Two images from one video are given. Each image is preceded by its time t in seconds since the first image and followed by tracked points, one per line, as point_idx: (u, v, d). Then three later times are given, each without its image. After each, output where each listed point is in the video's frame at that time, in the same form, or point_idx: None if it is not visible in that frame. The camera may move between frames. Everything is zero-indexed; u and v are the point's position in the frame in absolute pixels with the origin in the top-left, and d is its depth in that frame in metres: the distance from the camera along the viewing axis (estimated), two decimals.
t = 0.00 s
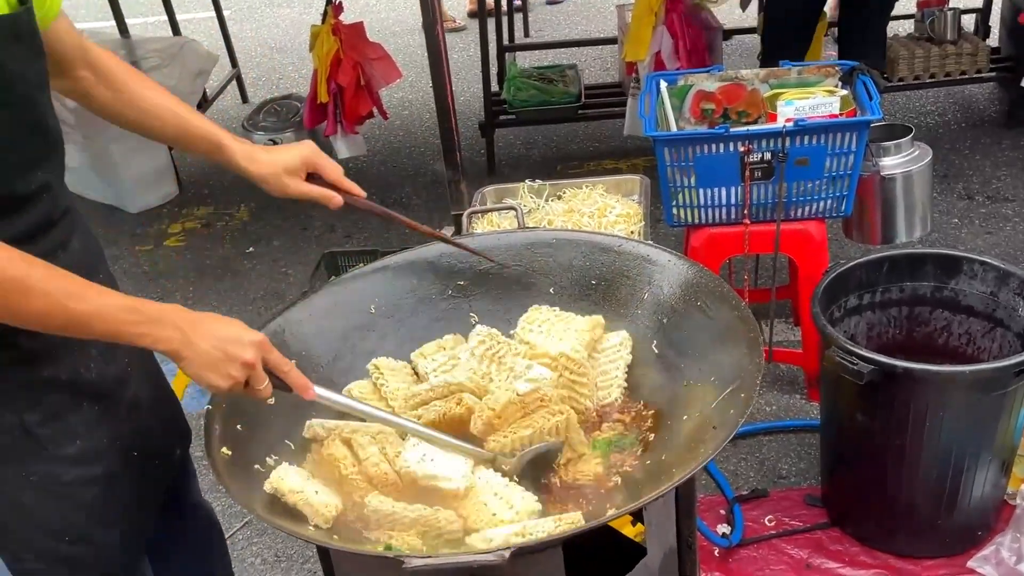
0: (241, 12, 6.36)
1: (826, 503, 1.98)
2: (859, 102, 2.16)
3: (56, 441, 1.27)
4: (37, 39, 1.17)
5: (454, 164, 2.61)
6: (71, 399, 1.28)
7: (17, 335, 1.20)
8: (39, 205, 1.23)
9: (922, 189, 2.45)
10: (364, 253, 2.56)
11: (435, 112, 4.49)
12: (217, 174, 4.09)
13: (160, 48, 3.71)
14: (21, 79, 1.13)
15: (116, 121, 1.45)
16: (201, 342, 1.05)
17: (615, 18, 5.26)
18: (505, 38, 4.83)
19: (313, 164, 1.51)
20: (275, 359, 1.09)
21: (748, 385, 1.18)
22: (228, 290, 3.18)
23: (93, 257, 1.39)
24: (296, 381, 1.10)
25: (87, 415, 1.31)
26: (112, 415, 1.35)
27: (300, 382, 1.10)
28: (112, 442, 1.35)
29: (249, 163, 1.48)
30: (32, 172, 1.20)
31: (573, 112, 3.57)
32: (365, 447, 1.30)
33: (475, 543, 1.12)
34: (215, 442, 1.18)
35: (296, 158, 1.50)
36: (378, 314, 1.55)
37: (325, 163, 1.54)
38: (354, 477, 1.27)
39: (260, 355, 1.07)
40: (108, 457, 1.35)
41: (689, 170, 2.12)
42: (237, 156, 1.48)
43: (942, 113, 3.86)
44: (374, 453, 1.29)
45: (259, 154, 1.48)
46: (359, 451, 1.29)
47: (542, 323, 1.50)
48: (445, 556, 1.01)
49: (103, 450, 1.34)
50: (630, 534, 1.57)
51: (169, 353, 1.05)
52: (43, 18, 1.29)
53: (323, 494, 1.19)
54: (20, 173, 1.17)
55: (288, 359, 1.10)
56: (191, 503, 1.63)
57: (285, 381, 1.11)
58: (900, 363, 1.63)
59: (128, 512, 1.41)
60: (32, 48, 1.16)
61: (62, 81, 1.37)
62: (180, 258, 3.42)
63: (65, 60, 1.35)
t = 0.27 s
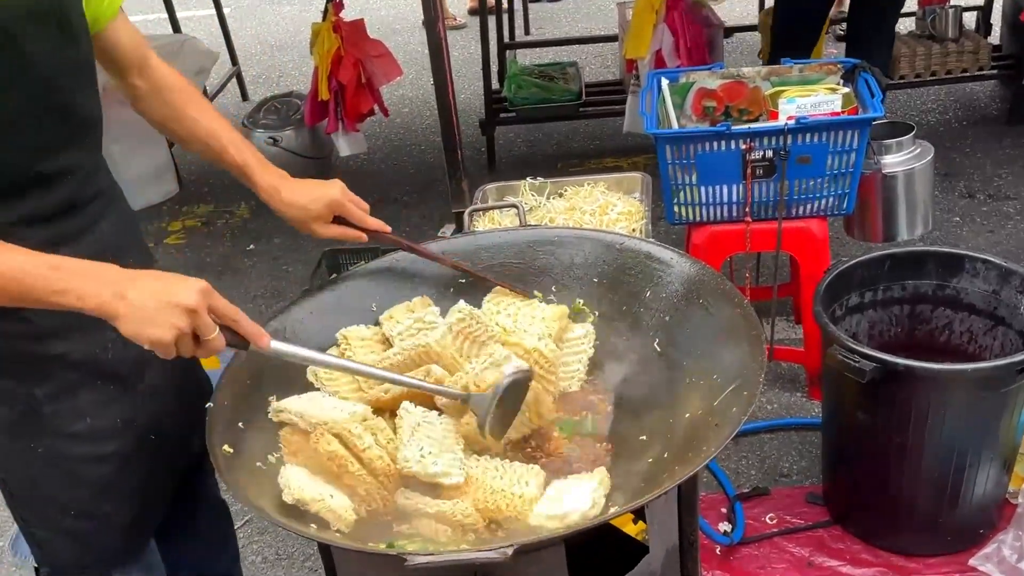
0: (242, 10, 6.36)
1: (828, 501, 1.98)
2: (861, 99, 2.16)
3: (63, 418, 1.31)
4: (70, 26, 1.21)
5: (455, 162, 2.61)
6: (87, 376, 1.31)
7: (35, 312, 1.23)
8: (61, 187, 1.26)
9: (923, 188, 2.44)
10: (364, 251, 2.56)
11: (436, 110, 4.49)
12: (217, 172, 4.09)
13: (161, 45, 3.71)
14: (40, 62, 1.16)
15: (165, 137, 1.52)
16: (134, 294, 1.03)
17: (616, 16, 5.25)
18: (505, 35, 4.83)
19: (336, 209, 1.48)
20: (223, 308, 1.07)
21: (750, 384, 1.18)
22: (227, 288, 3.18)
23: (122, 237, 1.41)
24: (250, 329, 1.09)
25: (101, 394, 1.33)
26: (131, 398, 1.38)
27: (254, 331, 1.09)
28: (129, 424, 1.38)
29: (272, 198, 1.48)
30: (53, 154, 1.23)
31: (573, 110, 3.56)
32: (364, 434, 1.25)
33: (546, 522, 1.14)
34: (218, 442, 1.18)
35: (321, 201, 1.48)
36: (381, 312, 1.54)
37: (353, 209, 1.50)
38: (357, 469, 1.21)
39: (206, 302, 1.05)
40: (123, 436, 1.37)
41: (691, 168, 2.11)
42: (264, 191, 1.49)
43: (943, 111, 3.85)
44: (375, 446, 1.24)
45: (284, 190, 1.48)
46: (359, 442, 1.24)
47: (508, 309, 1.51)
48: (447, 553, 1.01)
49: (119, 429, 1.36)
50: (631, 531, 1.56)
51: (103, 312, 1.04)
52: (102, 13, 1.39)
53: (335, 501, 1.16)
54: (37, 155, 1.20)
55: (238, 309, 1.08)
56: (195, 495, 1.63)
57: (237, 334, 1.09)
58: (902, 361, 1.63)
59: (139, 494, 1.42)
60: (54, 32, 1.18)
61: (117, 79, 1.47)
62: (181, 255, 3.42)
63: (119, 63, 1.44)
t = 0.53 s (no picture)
0: (242, 7, 6.35)
1: (829, 499, 1.97)
2: (863, 96, 2.16)
3: (86, 396, 1.30)
4: (97, 12, 1.20)
5: (457, 159, 2.61)
6: (111, 355, 1.30)
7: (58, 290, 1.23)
8: (89, 167, 1.25)
9: (926, 186, 2.44)
10: (366, 249, 2.55)
11: (437, 107, 4.48)
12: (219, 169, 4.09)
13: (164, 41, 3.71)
14: (68, 44, 1.16)
15: (139, 145, 1.51)
16: (142, 321, 1.01)
17: (617, 13, 5.25)
18: (507, 32, 4.83)
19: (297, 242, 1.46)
20: (228, 347, 1.03)
21: (755, 381, 1.18)
22: (229, 285, 3.18)
23: (150, 221, 1.40)
24: (254, 379, 1.04)
25: (126, 374, 1.33)
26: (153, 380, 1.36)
27: (259, 381, 1.04)
28: (151, 405, 1.36)
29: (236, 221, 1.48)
30: (83, 135, 1.22)
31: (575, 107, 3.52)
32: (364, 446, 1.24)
33: (601, 507, 1.16)
34: (219, 438, 1.18)
35: (283, 230, 1.46)
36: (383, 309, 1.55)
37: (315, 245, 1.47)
38: (352, 474, 1.20)
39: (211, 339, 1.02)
40: (145, 414, 1.35)
41: (693, 165, 2.11)
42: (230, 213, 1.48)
43: (945, 109, 3.85)
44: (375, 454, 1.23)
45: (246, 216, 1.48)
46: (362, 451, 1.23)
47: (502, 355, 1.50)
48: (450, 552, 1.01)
49: (139, 409, 1.34)
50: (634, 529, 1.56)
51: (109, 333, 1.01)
52: None
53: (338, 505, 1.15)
54: (67, 136, 1.20)
55: (244, 353, 1.04)
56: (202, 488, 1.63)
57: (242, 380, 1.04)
58: (905, 359, 1.63)
59: (160, 478, 1.41)
60: (83, 12, 1.18)
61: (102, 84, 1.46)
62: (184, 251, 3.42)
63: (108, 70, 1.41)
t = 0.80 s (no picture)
0: (243, 4, 6.35)
1: (831, 497, 1.98)
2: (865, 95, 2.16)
3: (89, 393, 1.29)
4: (104, 7, 1.19)
5: (460, 157, 2.61)
6: (114, 354, 1.29)
7: (63, 287, 1.22)
8: (96, 163, 1.24)
9: (928, 185, 2.44)
10: (368, 247, 2.55)
11: (439, 106, 4.48)
12: (221, 167, 4.09)
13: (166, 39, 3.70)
14: (78, 42, 1.15)
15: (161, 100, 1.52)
16: (213, 309, 1.05)
17: (619, 11, 5.24)
18: (508, 30, 4.82)
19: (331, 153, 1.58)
20: (287, 335, 1.09)
21: (758, 380, 1.18)
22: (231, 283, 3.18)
23: (155, 218, 1.39)
24: (307, 361, 1.10)
25: (129, 370, 1.31)
26: (156, 377, 1.35)
27: (310, 363, 1.11)
28: (153, 402, 1.36)
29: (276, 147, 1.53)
30: (87, 131, 1.21)
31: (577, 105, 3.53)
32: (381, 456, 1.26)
33: (630, 488, 1.20)
34: (222, 436, 1.18)
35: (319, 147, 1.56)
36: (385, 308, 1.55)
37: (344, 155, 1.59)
38: (380, 484, 1.21)
39: (272, 329, 1.07)
40: (145, 412, 1.35)
41: (695, 164, 2.11)
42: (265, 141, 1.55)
43: (947, 108, 3.84)
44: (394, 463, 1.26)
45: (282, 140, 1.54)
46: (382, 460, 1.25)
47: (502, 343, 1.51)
48: (453, 550, 1.01)
49: (140, 407, 1.34)
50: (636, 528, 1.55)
51: (183, 319, 1.05)
52: None
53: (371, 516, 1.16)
54: (74, 132, 1.18)
55: (300, 337, 1.10)
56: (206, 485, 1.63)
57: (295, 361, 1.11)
58: (908, 358, 1.63)
59: (163, 473, 1.40)
60: (91, 6, 1.17)
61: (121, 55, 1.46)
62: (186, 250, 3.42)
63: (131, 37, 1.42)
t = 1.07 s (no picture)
0: (247, 2, 6.35)
1: (834, 495, 1.98)
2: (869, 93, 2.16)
3: (91, 391, 1.29)
4: (105, 3, 1.19)
5: (463, 154, 2.61)
6: (116, 352, 1.29)
7: (64, 285, 1.22)
8: (98, 161, 1.24)
9: (932, 183, 2.44)
10: (371, 244, 2.56)
11: (441, 103, 4.48)
12: (224, 164, 4.09)
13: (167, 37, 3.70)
14: (82, 39, 1.14)
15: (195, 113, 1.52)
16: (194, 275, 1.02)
17: (622, 9, 5.24)
18: (511, 28, 4.82)
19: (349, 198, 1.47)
20: (278, 301, 1.08)
21: (762, 378, 1.18)
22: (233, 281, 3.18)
23: (161, 217, 1.39)
24: (302, 327, 1.09)
25: (130, 369, 1.31)
26: (158, 375, 1.35)
27: (305, 330, 1.10)
28: (155, 401, 1.35)
29: (291, 181, 1.48)
30: (89, 129, 1.20)
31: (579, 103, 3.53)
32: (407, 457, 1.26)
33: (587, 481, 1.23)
34: (226, 434, 1.18)
35: (335, 189, 1.47)
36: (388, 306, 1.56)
37: (367, 197, 1.49)
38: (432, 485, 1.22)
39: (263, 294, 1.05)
40: (147, 411, 1.34)
41: (698, 162, 2.11)
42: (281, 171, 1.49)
43: (950, 106, 3.84)
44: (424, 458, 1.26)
45: (301, 175, 1.48)
46: (409, 461, 1.25)
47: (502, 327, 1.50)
48: (456, 548, 1.01)
49: (142, 406, 1.33)
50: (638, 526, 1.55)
51: (160, 290, 1.03)
52: None
53: (432, 514, 1.16)
54: (75, 129, 1.18)
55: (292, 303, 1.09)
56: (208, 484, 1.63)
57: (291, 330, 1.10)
58: (910, 356, 1.63)
59: (164, 470, 1.40)
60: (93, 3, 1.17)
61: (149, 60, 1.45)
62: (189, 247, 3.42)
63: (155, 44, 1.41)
